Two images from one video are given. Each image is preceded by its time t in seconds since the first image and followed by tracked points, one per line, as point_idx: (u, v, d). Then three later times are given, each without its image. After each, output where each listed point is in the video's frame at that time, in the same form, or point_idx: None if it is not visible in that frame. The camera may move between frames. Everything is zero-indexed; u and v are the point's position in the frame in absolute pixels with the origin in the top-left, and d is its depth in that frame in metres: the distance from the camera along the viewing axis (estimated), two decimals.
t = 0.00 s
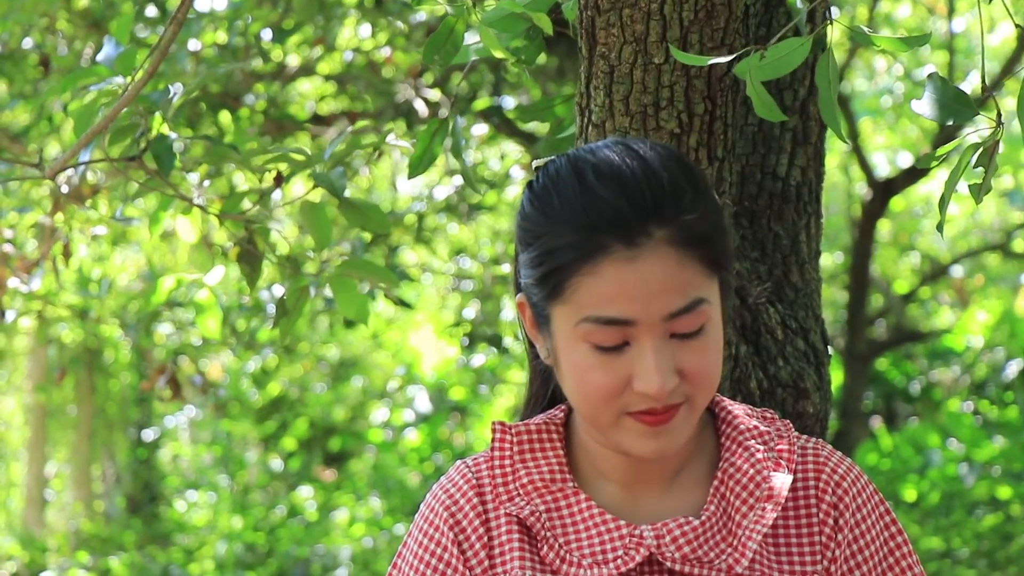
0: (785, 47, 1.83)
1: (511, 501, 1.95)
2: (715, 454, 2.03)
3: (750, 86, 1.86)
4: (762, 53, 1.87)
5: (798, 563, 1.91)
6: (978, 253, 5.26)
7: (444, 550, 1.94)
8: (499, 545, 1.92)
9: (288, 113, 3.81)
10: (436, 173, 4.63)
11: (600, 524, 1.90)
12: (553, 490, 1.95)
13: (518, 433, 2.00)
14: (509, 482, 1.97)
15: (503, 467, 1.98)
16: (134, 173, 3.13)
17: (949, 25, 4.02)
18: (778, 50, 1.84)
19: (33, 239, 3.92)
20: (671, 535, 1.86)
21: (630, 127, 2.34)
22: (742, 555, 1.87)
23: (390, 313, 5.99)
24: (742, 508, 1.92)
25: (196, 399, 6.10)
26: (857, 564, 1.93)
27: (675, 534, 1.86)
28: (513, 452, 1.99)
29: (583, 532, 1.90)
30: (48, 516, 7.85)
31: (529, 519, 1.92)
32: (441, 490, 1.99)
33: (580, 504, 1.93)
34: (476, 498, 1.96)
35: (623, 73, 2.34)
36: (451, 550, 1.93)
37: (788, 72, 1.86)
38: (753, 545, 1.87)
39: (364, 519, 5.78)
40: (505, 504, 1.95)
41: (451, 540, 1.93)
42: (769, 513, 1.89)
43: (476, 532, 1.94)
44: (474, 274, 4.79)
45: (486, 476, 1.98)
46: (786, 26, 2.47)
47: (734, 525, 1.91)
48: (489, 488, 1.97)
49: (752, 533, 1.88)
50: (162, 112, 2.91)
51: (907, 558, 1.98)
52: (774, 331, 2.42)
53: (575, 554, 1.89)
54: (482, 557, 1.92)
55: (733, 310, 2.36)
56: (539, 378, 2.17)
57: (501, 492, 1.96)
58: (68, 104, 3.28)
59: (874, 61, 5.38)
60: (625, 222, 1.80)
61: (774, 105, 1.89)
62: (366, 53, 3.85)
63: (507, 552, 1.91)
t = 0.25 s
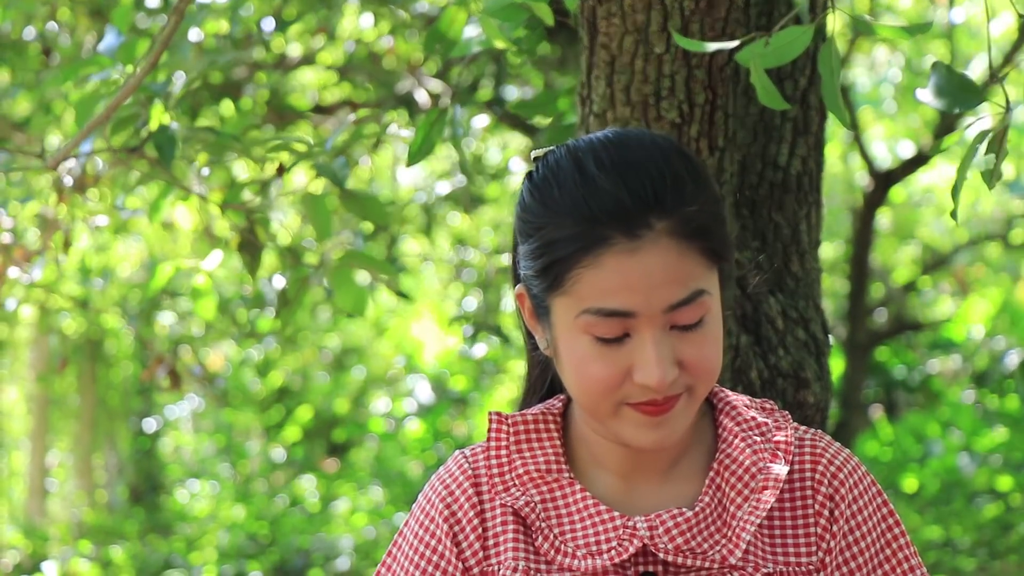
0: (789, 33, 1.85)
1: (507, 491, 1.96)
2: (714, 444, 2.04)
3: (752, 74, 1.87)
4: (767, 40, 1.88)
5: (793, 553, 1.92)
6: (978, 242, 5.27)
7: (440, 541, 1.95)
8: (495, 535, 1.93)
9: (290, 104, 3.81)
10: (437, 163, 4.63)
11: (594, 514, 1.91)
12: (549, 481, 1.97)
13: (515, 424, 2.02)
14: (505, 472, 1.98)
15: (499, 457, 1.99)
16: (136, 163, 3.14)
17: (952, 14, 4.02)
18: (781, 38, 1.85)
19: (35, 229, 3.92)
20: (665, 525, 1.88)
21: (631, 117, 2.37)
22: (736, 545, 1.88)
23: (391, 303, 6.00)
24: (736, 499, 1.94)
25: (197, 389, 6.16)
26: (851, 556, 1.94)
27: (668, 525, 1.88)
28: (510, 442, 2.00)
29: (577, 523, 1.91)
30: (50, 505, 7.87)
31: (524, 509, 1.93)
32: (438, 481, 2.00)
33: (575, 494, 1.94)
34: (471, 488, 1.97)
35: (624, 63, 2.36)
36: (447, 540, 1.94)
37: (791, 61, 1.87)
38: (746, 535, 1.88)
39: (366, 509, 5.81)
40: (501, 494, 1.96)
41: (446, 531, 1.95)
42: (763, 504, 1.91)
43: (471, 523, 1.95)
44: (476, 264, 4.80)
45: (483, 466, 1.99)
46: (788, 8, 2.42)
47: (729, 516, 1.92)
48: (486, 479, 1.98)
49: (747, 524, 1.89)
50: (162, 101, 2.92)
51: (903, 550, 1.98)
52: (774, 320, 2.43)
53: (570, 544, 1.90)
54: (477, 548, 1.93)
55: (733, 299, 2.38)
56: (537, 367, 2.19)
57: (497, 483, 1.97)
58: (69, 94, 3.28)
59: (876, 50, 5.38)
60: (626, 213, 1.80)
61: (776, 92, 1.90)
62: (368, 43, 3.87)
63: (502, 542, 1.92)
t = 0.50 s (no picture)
0: (790, 30, 1.83)
1: (507, 485, 1.96)
2: (712, 437, 2.04)
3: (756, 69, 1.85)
4: (768, 37, 1.86)
5: (794, 544, 1.92)
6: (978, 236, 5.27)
7: (441, 535, 1.94)
8: (496, 529, 1.93)
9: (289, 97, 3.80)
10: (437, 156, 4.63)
11: (595, 508, 1.91)
12: (549, 475, 1.97)
13: (514, 418, 2.02)
14: (505, 467, 1.98)
15: (499, 451, 1.99)
16: (135, 156, 3.14)
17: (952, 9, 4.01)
18: (782, 36, 1.82)
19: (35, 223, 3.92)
20: (666, 518, 1.88)
21: (631, 110, 2.36)
22: (738, 537, 1.88)
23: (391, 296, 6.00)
24: (737, 490, 1.94)
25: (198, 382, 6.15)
26: (853, 546, 1.94)
27: (670, 517, 1.88)
28: (509, 436, 2.00)
29: (578, 516, 1.92)
30: (50, 498, 7.90)
31: (525, 503, 1.93)
32: (438, 475, 2.00)
33: (576, 488, 1.95)
34: (472, 482, 1.97)
35: (624, 57, 2.36)
36: (448, 534, 1.94)
37: (792, 57, 1.85)
38: (748, 527, 1.88)
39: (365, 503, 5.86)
40: (501, 488, 1.96)
41: (447, 525, 1.95)
42: (765, 495, 1.91)
43: (472, 517, 1.95)
44: (476, 258, 4.80)
45: (483, 460, 1.99)
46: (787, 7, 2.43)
47: (730, 508, 1.92)
48: (486, 473, 1.98)
49: (748, 515, 1.90)
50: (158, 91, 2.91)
51: (902, 539, 1.99)
52: (775, 314, 2.43)
53: (572, 538, 1.90)
54: (479, 541, 1.93)
55: (733, 293, 2.38)
56: (534, 361, 2.19)
57: (497, 477, 1.97)
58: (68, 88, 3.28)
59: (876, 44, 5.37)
60: (623, 206, 1.80)
61: (777, 89, 1.89)
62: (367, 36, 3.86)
63: (503, 536, 1.92)
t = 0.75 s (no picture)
0: (793, 20, 1.84)
1: (507, 476, 1.96)
2: (712, 429, 2.04)
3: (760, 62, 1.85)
4: (773, 25, 1.87)
5: (794, 536, 1.92)
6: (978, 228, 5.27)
7: (441, 525, 1.94)
8: (496, 520, 1.93)
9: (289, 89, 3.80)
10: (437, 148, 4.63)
11: (596, 499, 1.92)
12: (550, 466, 1.97)
13: (515, 409, 2.02)
14: (505, 458, 1.98)
15: (499, 442, 1.99)
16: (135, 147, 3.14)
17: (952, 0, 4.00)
18: (785, 25, 1.84)
19: (35, 215, 3.92)
20: (667, 509, 1.88)
21: (631, 101, 2.36)
22: (738, 529, 1.88)
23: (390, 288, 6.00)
24: (737, 482, 1.94)
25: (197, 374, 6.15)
26: (853, 537, 1.95)
27: (670, 509, 1.88)
28: (509, 428, 2.00)
29: (579, 507, 1.92)
30: (51, 490, 7.91)
31: (526, 495, 1.93)
32: (438, 466, 2.00)
33: (576, 479, 1.95)
34: (472, 473, 1.97)
35: (623, 48, 2.35)
36: (448, 524, 1.94)
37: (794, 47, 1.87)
38: (748, 519, 1.88)
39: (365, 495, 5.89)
40: (501, 479, 1.96)
41: (448, 515, 1.94)
42: (765, 486, 1.91)
43: (472, 508, 1.95)
44: (476, 250, 4.80)
45: (483, 451, 1.99)
46: None
47: (731, 499, 1.92)
48: (486, 464, 1.98)
49: (748, 507, 1.90)
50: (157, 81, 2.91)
51: (904, 529, 1.99)
52: (774, 305, 2.43)
53: (572, 529, 1.90)
54: (479, 532, 1.93)
55: (732, 284, 2.38)
56: (534, 352, 2.19)
57: (497, 468, 1.97)
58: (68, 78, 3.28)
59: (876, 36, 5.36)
60: (624, 197, 1.80)
61: (789, 79, 1.89)
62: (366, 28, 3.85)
63: (503, 527, 1.92)
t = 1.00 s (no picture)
0: (793, 16, 1.83)
1: (507, 468, 1.96)
2: (712, 420, 2.04)
3: (757, 57, 1.85)
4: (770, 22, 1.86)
5: (794, 527, 1.92)
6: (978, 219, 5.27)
7: (441, 517, 1.94)
8: (496, 512, 1.93)
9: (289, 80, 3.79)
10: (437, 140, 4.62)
11: (596, 491, 1.92)
12: (549, 458, 1.97)
13: (515, 401, 2.02)
14: (505, 450, 1.98)
15: (499, 434, 1.99)
16: (135, 139, 3.13)
17: None
18: (785, 21, 1.83)
19: (35, 206, 3.92)
20: (667, 500, 1.88)
21: (631, 92, 2.35)
22: (738, 520, 1.88)
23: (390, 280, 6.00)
24: (737, 473, 1.94)
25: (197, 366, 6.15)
26: (853, 529, 1.95)
27: (670, 501, 1.88)
28: (509, 419, 2.00)
29: (579, 499, 1.92)
30: (50, 482, 7.93)
31: (525, 486, 1.93)
32: (438, 458, 2.00)
33: (576, 471, 1.95)
34: (472, 465, 1.97)
35: (623, 39, 2.35)
36: (447, 516, 1.94)
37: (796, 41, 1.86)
38: (749, 510, 1.88)
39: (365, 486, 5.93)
40: (501, 471, 1.96)
41: (447, 507, 1.94)
42: (765, 478, 1.91)
43: (472, 500, 1.95)
44: (476, 241, 4.80)
45: (483, 443, 1.99)
46: None
47: (731, 490, 1.93)
48: (486, 455, 1.98)
49: (748, 498, 1.90)
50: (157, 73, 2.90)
51: (903, 521, 1.99)
52: (774, 297, 2.43)
53: (572, 521, 1.90)
54: (479, 524, 1.93)
55: (732, 276, 2.38)
56: (534, 344, 2.19)
57: (497, 460, 1.97)
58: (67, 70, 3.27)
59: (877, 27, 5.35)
60: (621, 188, 1.80)
61: (784, 77, 1.88)
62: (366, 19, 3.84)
63: (503, 519, 1.92)
